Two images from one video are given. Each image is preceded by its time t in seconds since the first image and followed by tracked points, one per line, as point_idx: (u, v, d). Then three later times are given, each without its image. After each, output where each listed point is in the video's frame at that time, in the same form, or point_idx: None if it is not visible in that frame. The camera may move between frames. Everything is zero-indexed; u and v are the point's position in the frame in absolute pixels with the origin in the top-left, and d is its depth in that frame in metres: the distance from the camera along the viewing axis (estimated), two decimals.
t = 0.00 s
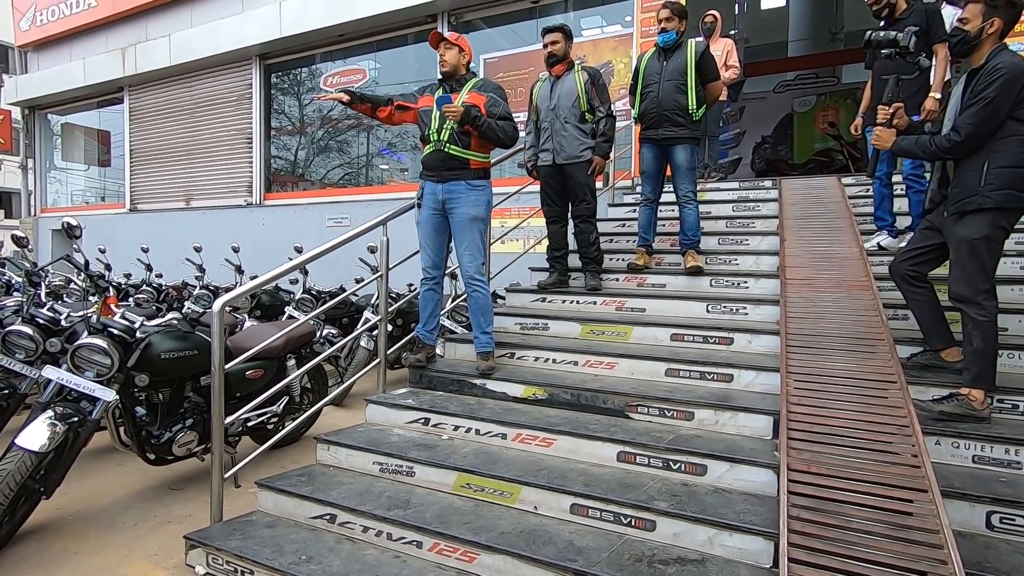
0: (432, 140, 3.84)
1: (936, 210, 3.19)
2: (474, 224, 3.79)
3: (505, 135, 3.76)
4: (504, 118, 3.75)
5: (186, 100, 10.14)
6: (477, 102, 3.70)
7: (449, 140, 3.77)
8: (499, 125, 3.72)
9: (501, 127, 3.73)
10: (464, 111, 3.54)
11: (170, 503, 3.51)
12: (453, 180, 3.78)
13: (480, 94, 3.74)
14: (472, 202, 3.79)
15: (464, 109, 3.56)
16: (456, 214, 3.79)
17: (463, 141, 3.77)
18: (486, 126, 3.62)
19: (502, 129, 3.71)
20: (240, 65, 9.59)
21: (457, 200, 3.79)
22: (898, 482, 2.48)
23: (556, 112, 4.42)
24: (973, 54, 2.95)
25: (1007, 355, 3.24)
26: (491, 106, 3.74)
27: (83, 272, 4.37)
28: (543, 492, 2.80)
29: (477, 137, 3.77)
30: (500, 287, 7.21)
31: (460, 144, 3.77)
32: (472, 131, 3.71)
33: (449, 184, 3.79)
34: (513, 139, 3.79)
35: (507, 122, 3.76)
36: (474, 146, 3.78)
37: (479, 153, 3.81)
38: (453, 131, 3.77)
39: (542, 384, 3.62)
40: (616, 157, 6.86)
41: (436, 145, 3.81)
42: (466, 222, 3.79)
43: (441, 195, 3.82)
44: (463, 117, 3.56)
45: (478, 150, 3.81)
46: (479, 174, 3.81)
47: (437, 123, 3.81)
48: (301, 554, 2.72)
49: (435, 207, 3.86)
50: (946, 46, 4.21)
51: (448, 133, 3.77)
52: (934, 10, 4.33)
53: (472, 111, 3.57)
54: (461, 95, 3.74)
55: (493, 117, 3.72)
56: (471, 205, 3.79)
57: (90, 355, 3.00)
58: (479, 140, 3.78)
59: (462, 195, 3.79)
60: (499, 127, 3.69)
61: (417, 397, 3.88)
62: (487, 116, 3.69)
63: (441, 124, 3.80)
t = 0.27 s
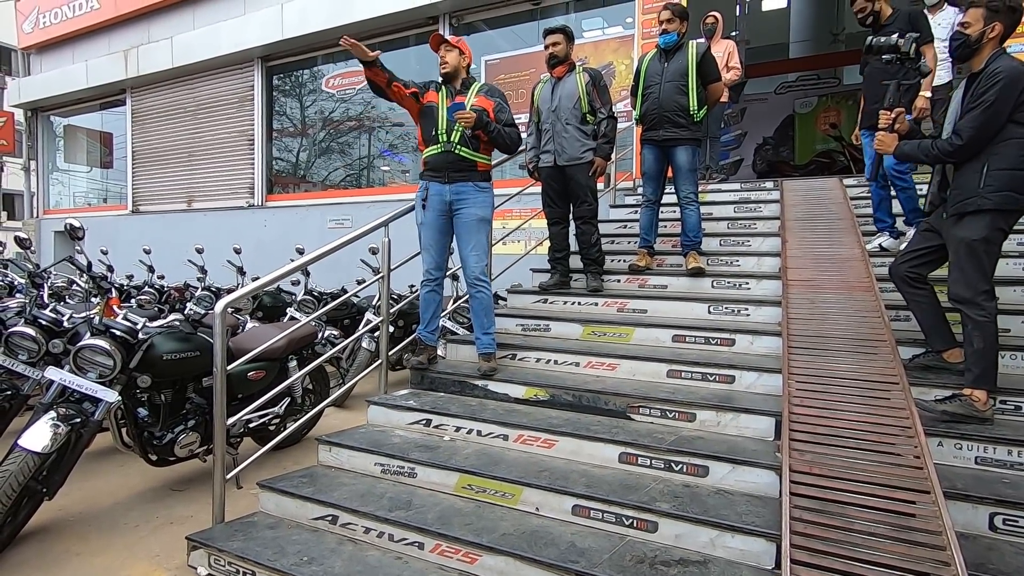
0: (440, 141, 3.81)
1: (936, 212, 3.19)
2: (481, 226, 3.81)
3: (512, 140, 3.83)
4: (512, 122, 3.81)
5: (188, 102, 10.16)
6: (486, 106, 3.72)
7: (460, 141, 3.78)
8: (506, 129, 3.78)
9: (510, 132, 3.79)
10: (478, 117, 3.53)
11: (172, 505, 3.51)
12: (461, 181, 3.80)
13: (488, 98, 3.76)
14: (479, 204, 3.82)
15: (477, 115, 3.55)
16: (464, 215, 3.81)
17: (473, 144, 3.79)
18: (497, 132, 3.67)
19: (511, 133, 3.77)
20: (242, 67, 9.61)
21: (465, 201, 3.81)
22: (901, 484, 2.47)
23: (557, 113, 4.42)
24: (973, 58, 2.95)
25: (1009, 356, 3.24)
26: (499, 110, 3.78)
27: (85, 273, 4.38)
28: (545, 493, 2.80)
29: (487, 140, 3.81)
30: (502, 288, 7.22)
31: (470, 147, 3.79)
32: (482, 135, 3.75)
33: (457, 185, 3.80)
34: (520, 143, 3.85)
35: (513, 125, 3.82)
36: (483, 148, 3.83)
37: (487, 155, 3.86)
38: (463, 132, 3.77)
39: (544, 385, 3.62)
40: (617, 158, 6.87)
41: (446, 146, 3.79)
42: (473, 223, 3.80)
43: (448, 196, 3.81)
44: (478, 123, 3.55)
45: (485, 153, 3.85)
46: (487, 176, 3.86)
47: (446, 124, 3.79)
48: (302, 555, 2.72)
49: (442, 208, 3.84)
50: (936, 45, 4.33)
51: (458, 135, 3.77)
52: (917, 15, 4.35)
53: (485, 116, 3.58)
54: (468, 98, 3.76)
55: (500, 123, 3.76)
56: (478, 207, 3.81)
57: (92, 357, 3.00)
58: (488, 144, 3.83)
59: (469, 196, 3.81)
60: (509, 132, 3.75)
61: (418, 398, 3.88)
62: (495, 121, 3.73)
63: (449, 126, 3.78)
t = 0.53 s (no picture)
0: (444, 140, 3.81)
1: (936, 211, 3.19)
2: (486, 225, 3.83)
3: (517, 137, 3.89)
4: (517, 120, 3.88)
5: (190, 101, 10.16)
6: (489, 104, 3.75)
7: (464, 140, 3.78)
8: (510, 128, 3.83)
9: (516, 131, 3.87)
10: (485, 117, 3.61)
11: (174, 503, 3.52)
12: (466, 180, 3.81)
13: (490, 95, 3.79)
14: (483, 203, 3.84)
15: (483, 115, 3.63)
16: (469, 214, 3.83)
17: (477, 143, 3.81)
18: (503, 130, 3.74)
19: (515, 131, 3.82)
20: (243, 66, 9.61)
21: (470, 200, 3.83)
22: (904, 483, 2.47)
23: (558, 112, 4.42)
24: (973, 60, 2.94)
25: (1012, 355, 3.23)
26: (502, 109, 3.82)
27: (87, 272, 4.38)
28: (546, 492, 2.80)
29: (491, 138, 3.84)
30: (503, 288, 7.22)
31: (474, 146, 3.79)
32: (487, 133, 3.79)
33: (461, 184, 3.81)
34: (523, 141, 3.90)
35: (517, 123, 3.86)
36: (488, 147, 3.86)
37: (491, 154, 3.89)
38: (466, 131, 3.78)
39: (545, 384, 3.62)
40: (618, 158, 6.87)
41: (450, 145, 3.79)
42: (478, 222, 3.82)
43: (452, 195, 3.83)
44: (483, 123, 3.65)
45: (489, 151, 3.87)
46: (491, 175, 3.87)
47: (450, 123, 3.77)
48: (304, 553, 2.72)
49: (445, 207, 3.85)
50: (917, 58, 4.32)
51: (462, 134, 3.77)
52: (910, 17, 4.39)
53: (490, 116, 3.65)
54: (470, 97, 3.76)
55: (504, 121, 3.80)
56: (483, 205, 3.83)
57: (94, 355, 3.00)
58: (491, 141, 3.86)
59: (474, 195, 3.83)
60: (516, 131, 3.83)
61: (420, 397, 3.88)
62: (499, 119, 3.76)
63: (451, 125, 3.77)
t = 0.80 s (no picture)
0: (441, 139, 3.83)
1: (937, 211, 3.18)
2: (485, 222, 3.82)
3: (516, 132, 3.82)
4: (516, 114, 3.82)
5: (191, 98, 10.16)
6: (485, 100, 3.72)
7: (460, 139, 3.77)
8: (509, 123, 3.77)
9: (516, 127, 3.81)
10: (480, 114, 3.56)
11: (176, 500, 3.52)
12: (465, 178, 3.80)
13: (487, 91, 3.76)
14: (483, 200, 3.82)
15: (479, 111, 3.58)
16: (468, 211, 3.81)
17: (474, 141, 3.77)
18: (501, 126, 3.68)
19: (514, 126, 3.76)
20: (244, 64, 9.60)
21: (469, 198, 3.81)
22: (906, 481, 2.47)
23: (560, 110, 4.42)
24: (970, 61, 2.96)
25: (1014, 354, 3.23)
26: (500, 103, 3.78)
27: (89, 269, 4.38)
28: (547, 489, 2.80)
29: (489, 135, 3.79)
30: (504, 285, 7.22)
31: (471, 143, 3.77)
32: (483, 131, 3.74)
33: (460, 182, 3.80)
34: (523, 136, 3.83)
35: (516, 118, 3.80)
36: (485, 144, 3.81)
37: (491, 151, 3.84)
38: (462, 130, 3.77)
39: (546, 382, 3.62)
40: (620, 155, 6.86)
41: (447, 144, 3.80)
42: (477, 220, 3.81)
43: (452, 193, 3.83)
44: (478, 121, 3.58)
45: (489, 149, 3.83)
46: (491, 172, 3.83)
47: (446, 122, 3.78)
48: (306, 550, 2.73)
49: (444, 206, 3.87)
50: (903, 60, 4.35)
51: (458, 133, 3.77)
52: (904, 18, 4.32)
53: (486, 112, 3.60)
54: (468, 94, 3.76)
55: (502, 115, 3.76)
56: (482, 203, 3.81)
57: (97, 352, 3.00)
58: (490, 138, 3.80)
59: (473, 193, 3.81)
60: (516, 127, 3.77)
61: (421, 394, 3.89)
62: (496, 114, 3.73)
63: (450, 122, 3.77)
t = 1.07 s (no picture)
0: (435, 139, 3.88)
1: (938, 210, 3.17)
2: (479, 221, 3.79)
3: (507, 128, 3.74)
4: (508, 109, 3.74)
5: (192, 96, 10.15)
6: (474, 95, 3.69)
7: (452, 138, 3.80)
8: (498, 117, 3.69)
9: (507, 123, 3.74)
10: (462, 110, 3.55)
11: (177, 497, 3.53)
12: (459, 177, 3.80)
13: (478, 87, 3.73)
14: (477, 198, 3.79)
15: (462, 107, 3.56)
16: (462, 210, 3.81)
17: (464, 138, 3.77)
18: (486, 121, 3.61)
19: (504, 120, 3.68)
20: (245, 61, 9.59)
21: (463, 196, 3.80)
22: (906, 479, 2.47)
23: (560, 108, 4.42)
24: (966, 61, 2.98)
25: (1015, 352, 3.22)
26: (490, 97, 3.72)
27: (90, 266, 4.39)
28: (549, 487, 2.81)
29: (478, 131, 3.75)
30: (505, 283, 7.22)
31: (462, 141, 3.77)
32: (471, 127, 3.71)
33: (455, 181, 3.81)
34: (515, 130, 3.76)
35: (507, 112, 3.73)
36: (477, 140, 3.77)
37: (482, 146, 3.80)
38: (453, 129, 3.78)
39: (547, 380, 3.62)
40: (621, 154, 6.86)
41: (440, 144, 3.85)
42: (471, 219, 3.79)
43: (448, 192, 3.85)
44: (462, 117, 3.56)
45: (483, 145, 3.80)
46: (485, 170, 3.80)
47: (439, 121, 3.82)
48: (307, 547, 2.73)
49: (443, 204, 3.89)
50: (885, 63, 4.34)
51: (449, 132, 3.80)
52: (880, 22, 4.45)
53: (470, 108, 3.56)
54: (459, 90, 3.75)
55: (491, 110, 3.69)
56: (476, 201, 3.78)
57: (98, 349, 3.00)
58: (481, 135, 3.77)
59: (467, 191, 3.80)
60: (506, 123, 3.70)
61: (422, 392, 3.89)
62: (485, 109, 3.67)
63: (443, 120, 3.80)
